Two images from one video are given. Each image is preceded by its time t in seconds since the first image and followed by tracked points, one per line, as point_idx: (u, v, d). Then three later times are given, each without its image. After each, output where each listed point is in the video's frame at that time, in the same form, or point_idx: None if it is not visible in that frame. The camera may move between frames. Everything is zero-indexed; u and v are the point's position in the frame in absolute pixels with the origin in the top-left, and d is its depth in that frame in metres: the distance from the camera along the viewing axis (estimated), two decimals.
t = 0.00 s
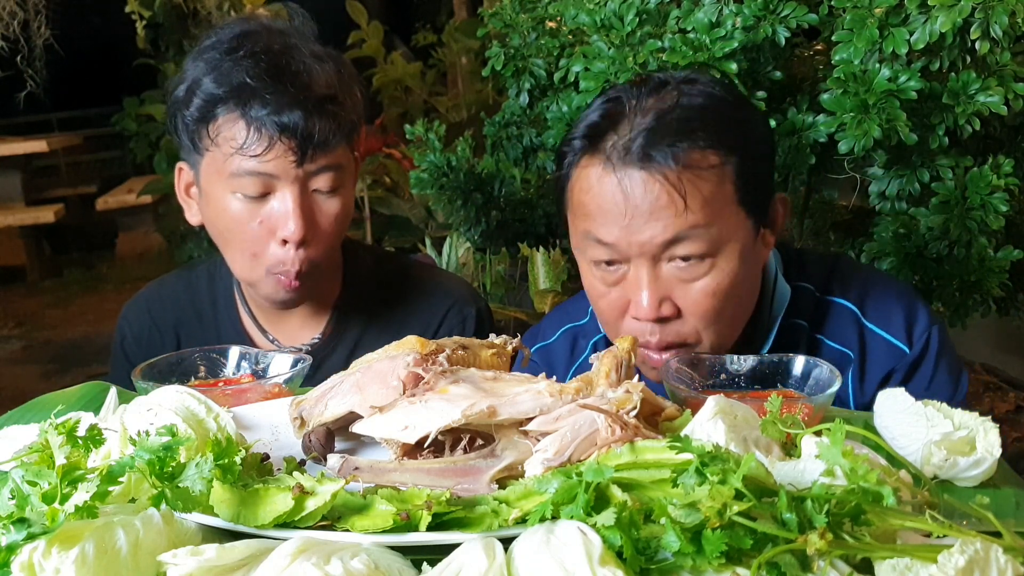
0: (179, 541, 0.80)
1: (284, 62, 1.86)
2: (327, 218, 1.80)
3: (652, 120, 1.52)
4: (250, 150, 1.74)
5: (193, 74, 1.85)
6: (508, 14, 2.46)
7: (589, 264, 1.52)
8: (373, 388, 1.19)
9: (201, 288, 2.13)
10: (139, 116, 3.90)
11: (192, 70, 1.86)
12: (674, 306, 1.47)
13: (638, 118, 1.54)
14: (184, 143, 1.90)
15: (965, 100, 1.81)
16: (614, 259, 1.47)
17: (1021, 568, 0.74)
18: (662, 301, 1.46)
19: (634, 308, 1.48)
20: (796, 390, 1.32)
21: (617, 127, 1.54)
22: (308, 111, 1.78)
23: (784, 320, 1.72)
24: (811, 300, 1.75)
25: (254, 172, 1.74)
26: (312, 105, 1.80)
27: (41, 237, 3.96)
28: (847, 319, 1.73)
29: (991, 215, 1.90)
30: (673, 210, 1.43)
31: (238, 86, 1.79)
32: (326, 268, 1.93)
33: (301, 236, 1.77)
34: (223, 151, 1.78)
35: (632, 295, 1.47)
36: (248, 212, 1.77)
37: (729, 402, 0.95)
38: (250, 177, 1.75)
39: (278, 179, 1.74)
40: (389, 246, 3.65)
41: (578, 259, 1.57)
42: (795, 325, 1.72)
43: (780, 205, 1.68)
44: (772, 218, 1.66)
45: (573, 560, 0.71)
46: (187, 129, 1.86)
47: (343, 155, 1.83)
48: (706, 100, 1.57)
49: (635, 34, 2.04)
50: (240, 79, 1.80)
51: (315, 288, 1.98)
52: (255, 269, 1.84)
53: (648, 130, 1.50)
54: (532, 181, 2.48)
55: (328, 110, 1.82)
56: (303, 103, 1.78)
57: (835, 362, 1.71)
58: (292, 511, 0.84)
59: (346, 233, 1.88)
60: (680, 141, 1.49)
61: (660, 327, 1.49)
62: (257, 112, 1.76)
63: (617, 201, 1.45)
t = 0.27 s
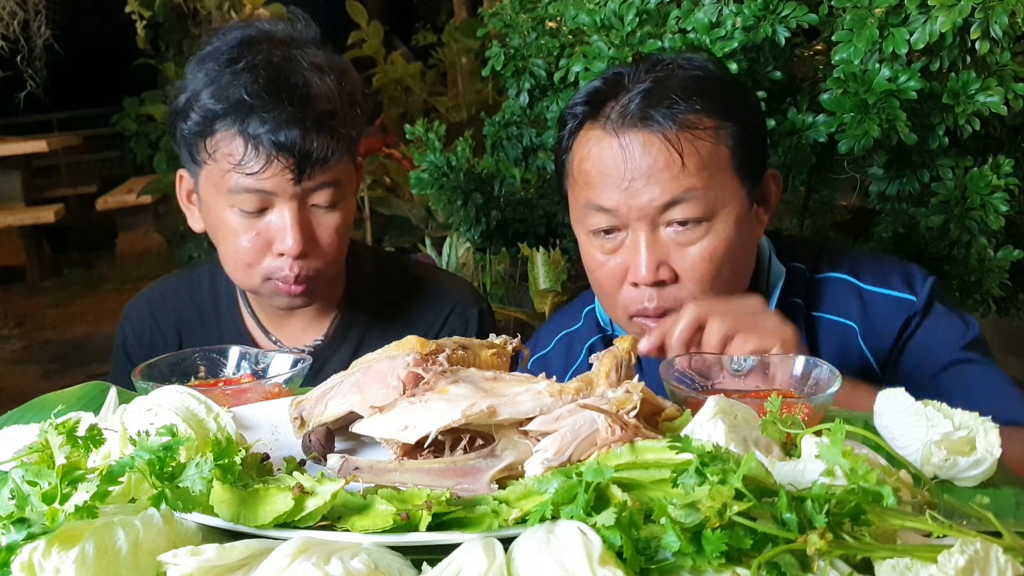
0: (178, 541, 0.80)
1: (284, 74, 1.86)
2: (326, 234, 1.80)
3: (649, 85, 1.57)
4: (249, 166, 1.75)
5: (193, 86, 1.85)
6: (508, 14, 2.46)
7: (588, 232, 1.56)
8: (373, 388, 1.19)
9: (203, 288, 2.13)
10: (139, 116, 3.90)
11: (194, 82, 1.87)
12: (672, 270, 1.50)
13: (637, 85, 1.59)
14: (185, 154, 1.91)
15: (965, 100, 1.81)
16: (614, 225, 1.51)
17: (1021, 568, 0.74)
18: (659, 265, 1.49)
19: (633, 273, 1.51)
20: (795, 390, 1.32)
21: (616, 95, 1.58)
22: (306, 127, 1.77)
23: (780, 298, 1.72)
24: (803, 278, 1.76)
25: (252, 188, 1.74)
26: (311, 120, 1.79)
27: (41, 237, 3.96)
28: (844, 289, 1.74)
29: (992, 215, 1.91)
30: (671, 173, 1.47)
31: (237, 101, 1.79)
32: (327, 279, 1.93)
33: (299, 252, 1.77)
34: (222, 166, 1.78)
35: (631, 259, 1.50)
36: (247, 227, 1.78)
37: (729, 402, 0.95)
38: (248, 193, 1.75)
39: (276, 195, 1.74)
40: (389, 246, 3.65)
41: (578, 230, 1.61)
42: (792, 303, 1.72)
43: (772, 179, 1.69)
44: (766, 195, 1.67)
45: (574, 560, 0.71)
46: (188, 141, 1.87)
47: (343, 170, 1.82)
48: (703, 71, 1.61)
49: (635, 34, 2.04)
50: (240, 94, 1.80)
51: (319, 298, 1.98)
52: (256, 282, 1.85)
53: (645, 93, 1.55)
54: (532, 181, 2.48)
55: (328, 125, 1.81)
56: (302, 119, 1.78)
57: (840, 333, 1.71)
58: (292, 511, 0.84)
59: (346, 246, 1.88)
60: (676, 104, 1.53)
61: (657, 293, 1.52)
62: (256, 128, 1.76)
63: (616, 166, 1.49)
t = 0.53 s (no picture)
0: (178, 541, 0.80)
1: (280, 85, 1.84)
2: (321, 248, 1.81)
3: (643, 73, 1.60)
4: (244, 182, 1.75)
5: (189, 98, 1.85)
6: (508, 14, 2.46)
7: (588, 219, 1.58)
8: (373, 388, 1.19)
9: (203, 289, 2.13)
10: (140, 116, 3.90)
11: (190, 93, 1.86)
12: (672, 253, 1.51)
13: (631, 74, 1.61)
14: (182, 164, 1.91)
15: (965, 100, 1.81)
16: (613, 210, 1.53)
17: (1022, 568, 0.74)
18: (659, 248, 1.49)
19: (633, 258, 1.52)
20: (795, 389, 1.32)
21: (612, 85, 1.61)
22: (301, 142, 1.77)
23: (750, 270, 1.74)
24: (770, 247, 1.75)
25: (247, 204, 1.75)
26: (306, 135, 1.78)
27: (41, 237, 3.97)
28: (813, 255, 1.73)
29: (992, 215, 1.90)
30: (666, 158, 1.48)
31: (231, 116, 1.79)
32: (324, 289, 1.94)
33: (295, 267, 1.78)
34: (217, 181, 1.79)
35: (630, 244, 1.51)
36: (242, 242, 1.79)
37: (729, 402, 0.95)
38: (243, 209, 1.75)
39: (271, 210, 1.75)
40: (389, 246, 3.65)
41: (578, 219, 1.64)
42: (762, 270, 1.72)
43: (765, 166, 1.71)
44: (757, 181, 1.68)
45: (573, 560, 0.71)
46: (184, 152, 1.87)
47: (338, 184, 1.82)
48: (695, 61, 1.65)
49: (635, 34, 2.04)
50: (235, 108, 1.79)
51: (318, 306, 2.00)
52: (253, 293, 1.87)
53: (640, 80, 1.58)
54: (532, 181, 2.48)
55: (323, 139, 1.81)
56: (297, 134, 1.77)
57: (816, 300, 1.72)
58: (292, 511, 0.84)
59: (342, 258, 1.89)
60: (670, 90, 1.55)
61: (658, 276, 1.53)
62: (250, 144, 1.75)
63: (614, 153, 1.51)
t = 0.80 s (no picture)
0: (179, 541, 0.80)
1: (275, 92, 1.84)
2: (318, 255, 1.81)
3: (626, 69, 1.62)
4: (239, 191, 1.75)
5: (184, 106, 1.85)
6: (508, 14, 2.46)
7: (575, 215, 1.59)
8: (373, 388, 1.19)
9: (202, 290, 2.13)
10: (140, 116, 3.90)
11: (185, 101, 1.86)
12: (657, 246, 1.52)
13: (615, 70, 1.63)
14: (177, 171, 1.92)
15: (965, 100, 1.81)
16: (599, 205, 1.54)
17: (1021, 568, 0.74)
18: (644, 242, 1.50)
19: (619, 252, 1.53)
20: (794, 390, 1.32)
21: (596, 82, 1.62)
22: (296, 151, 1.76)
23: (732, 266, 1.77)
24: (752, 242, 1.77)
25: (242, 213, 1.75)
26: (301, 142, 1.78)
27: (41, 237, 3.96)
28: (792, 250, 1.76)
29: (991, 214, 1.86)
30: (648, 152, 1.50)
31: (225, 126, 1.78)
32: (323, 294, 1.95)
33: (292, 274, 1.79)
34: (213, 190, 1.79)
35: (616, 239, 1.53)
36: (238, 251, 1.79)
37: (729, 402, 0.95)
38: (239, 219, 1.76)
39: (267, 219, 1.75)
40: (390, 246, 3.65)
41: (565, 216, 1.65)
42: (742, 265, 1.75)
43: (748, 162, 1.71)
44: (742, 177, 1.69)
45: (573, 560, 0.71)
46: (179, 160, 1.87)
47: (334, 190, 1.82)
48: (678, 58, 1.66)
49: (635, 34, 2.04)
50: (229, 117, 1.79)
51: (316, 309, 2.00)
52: (251, 300, 1.88)
53: (622, 75, 1.60)
54: (532, 181, 2.49)
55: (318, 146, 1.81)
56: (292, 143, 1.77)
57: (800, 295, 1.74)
58: (292, 511, 0.84)
59: (340, 263, 1.90)
60: (652, 85, 1.57)
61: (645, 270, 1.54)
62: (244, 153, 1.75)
63: (599, 149, 1.53)
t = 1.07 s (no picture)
0: (178, 541, 0.80)
1: (266, 70, 1.87)
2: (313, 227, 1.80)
3: (613, 70, 1.63)
4: (233, 160, 1.76)
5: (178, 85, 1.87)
6: (508, 14, 2.46)
7: (567, 218, 1.59)
8: (373, 388, 1.19)
9: (202, 290, 2.13)
10: (140, 116, 3.90)
11: (178, 83, 1.89)
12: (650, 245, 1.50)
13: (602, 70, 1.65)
14: (172, 157, 1.93)
15: (965, 100, 1.81)
16: (590, 206, 1.53)
17: (1021, 568, 0.74)
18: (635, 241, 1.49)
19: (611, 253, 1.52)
20: (795, 390, 1.31)
21: (584, 84, 1.64)
22: (289, 120, 1.78)
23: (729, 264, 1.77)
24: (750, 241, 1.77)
25: (236, 182, 1.75)
26: (292, 113, 1.80)
27: (41, 237, 3.96)
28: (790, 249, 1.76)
29: (991, 215, 1.85)
30: (637, 152, 1.50)
31: (219, 98, 1.81)
32: (319, 277, 1.93)
33: (286, 247, 1.77)
34: (207, 163, 1.80)
35: (608, 240, 1.52)
36: (232, 224, 1.79)
37: (729, 402, 0.95)
38: (233, 188, 1.76)
39: (261, 188, 1.75)
40: (390, 246, 3.65)
41: (557, 219, 1.65)
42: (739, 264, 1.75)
43: (737, 161, 1.71)
44: (731, 175, 1.70)
45: (573, 560, 0.71)
46: (173, 142, 1.89)
47: (328, 162, 1.83)
48: (664, 57, 1.67)
49: (635, 34, 2.05)
50: (222, 90, 1.81)
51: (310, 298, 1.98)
52: (246, 280, 1.85)
53: (609, 76, 1.61)
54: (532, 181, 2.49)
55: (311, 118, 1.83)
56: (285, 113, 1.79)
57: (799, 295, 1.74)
58: (292, 510, 0.84)
59: (336, 242, 1.89)
60: (639, 85, 1.58)
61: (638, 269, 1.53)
62: (238, 122, 1.77)
63: (588, 150, 1.53)
